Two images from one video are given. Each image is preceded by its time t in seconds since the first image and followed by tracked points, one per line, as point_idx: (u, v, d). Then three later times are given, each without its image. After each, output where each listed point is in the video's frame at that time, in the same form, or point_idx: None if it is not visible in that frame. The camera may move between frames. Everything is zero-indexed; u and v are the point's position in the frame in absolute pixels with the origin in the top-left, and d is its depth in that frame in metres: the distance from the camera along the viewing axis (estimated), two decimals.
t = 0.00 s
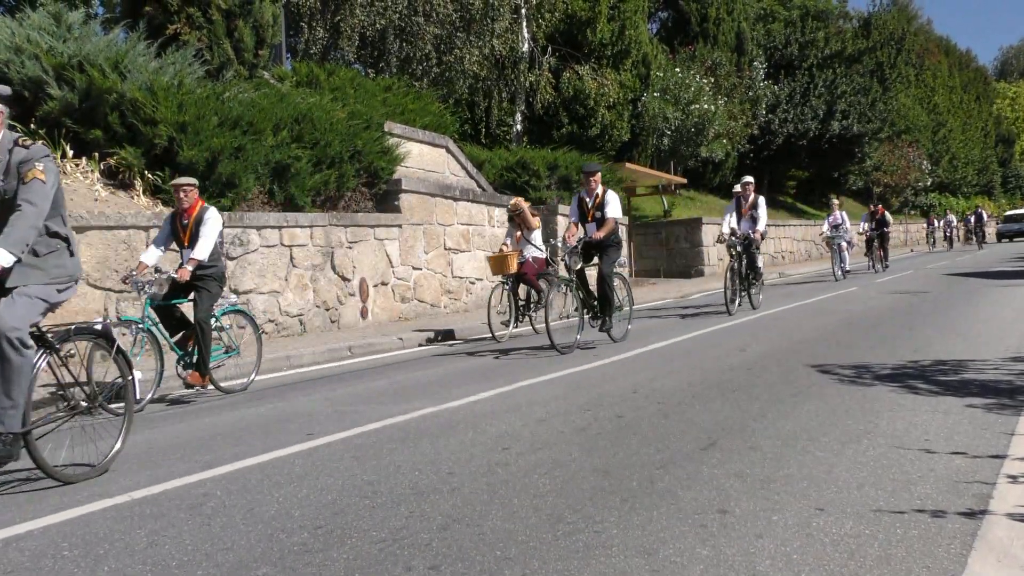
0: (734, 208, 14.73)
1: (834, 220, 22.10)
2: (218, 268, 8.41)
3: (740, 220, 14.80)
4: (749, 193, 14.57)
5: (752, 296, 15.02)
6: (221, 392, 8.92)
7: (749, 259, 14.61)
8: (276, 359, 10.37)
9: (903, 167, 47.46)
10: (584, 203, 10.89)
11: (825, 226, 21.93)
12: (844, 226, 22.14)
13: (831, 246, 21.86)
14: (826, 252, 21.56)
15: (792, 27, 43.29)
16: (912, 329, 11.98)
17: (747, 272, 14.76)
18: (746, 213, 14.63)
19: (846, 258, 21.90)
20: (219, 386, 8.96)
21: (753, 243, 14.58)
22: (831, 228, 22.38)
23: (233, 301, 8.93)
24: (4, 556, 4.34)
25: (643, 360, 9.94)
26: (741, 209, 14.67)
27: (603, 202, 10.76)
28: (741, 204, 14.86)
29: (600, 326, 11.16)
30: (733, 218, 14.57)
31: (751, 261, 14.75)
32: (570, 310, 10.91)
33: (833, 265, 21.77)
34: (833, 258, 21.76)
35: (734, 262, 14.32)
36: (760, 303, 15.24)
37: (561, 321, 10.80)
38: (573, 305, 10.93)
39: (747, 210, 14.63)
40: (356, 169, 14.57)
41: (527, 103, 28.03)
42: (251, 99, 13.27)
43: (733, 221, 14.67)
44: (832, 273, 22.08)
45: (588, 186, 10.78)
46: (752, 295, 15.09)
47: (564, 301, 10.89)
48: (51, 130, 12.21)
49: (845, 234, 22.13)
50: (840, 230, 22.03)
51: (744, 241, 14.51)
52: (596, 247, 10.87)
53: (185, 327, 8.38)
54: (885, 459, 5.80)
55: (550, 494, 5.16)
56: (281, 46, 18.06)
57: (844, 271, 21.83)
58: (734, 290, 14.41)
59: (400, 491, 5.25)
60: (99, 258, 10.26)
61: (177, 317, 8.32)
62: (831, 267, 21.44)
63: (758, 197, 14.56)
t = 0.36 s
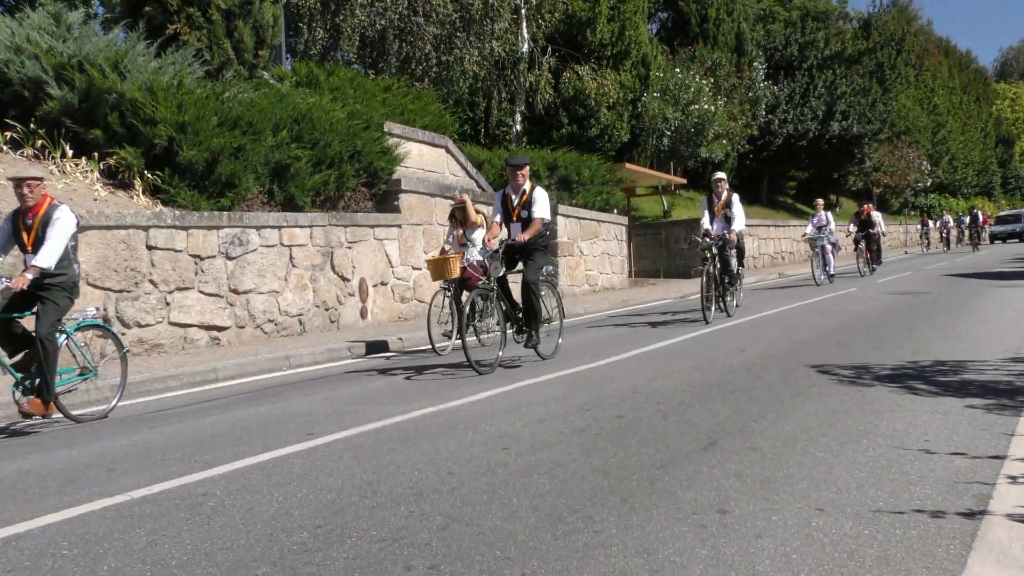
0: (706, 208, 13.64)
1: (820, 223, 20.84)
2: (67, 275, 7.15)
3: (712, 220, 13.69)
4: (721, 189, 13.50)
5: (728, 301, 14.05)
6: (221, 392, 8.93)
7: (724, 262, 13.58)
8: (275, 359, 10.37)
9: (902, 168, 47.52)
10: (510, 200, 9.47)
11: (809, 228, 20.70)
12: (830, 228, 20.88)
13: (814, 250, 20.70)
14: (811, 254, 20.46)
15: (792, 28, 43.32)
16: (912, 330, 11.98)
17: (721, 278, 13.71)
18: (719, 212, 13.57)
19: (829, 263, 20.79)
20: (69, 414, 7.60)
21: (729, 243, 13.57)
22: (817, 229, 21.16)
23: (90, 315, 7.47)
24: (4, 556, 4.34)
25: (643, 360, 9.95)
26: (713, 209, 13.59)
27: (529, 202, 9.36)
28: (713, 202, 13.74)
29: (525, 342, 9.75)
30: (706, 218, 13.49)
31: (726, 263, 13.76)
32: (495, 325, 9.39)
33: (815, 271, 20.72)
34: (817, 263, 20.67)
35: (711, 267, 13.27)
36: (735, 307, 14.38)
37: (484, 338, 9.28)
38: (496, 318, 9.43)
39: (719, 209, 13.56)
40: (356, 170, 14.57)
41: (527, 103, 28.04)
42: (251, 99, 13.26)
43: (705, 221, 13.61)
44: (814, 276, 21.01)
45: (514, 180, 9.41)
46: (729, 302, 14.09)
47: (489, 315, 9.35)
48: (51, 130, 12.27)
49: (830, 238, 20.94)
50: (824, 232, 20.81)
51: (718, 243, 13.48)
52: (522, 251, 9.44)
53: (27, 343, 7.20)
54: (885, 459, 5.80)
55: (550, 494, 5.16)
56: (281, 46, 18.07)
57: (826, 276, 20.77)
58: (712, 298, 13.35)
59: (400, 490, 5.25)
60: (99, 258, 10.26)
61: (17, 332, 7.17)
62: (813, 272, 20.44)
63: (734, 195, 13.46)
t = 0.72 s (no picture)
0: (672, 206, 12.67)
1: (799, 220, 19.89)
2: None
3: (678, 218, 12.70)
4: (688, 185, 12.51)
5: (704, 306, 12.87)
6: (221, 390, 8.92)
7: (695, 264, 12.44)
8: (275, 357, 10.36)
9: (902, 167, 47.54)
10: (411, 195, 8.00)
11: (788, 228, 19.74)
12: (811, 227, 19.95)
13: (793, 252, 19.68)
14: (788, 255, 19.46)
15: (793, 27, 43.34)
16: (912, 330, 11.97)
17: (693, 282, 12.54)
18: (687, 209, 12.57)
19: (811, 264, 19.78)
20: None
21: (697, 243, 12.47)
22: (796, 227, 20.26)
23: None
24: (3, 554, 4.33)
25: (643, 360, 9.93)
26: (680, 206, 12.59)
27: (432, 198, 7.88)
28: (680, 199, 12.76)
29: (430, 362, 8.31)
30: (673, 218, 12.50)
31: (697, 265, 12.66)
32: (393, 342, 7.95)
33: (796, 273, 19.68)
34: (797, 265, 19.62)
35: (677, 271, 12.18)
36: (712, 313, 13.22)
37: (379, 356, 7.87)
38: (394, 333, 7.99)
39: (687, 206, 12.54)
40: (356, 168, 14.55)
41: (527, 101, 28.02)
42: (251, 96, 13.25)
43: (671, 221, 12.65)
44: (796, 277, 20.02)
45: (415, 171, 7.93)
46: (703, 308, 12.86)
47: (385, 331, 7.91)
48: (51, 127, 12.27)
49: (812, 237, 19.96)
50: (804, 231, 19.87)
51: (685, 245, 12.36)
52: (425, 253, 8.06)
53: None
54: (885, 459, 5.80)
55: (550, 493, 5.16)
56: (282, 44, 18.06)
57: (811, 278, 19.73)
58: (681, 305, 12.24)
59: (400, 489, 5.24)
60: (99, 255, 10.25)
61: None
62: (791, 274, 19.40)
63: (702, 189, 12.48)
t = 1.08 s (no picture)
0: (630, 207, 11.60)
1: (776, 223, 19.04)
2: None
3: (637, 221, 11.60)
4: (646, 184, 11.44)
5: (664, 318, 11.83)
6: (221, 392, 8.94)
7: (651, 271, 11.48)
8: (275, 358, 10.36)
9: (902, 169, 47.60)
10: (274, 195, 6.99)
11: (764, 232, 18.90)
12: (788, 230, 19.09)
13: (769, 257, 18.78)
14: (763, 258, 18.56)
15: (793, 28, 43.22)
16: (911, 332, 11.98)
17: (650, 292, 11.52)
18: (645, 210, 11.53)
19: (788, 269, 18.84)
20: None
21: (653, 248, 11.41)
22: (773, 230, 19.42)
23: None
24: (3, 555, 4.34)
25: (643, 362, 9.93)
26: (637, 207, 11.56)
27: (296, 198, 6.87)
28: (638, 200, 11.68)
29: (293, 393, 7.12)
30: (629, 220, 11.44)
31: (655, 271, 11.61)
32: (245, 369, 6.79)
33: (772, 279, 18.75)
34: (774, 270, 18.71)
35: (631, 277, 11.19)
36: (674, 324, 12.16)
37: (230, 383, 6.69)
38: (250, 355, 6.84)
39: (645, 206, 11.49)
40: (356, 170, 14.57)
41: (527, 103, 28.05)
42: (251, 98, 13.27)
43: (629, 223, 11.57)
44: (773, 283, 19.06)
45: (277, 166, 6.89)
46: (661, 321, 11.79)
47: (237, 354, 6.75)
48: (51, 129, 12.29)
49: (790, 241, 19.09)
50: (781, 234, 19.03)
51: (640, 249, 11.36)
52: (291, 263, 7.01)
53: None
54: (884, 461, 5.82)
55: (549, 495, 5.17)
56: (282, 46, 18.07)
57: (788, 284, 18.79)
58: (637, 316, 11.26)
59: (399, 491, 5.25)
60: (99, 257, 10.26)
61: None
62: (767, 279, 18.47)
63: (663, 190, 11.36)
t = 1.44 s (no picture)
0: (571, 208, 10.16)
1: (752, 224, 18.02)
2: None
3: (580, 224, 10.14)
4: (589, 180, 10.01)
5: (612, 333, 10.61)
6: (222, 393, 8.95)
7: (594, 279, 10.08)
8: (275, 360, 10.36)
9: (902, 170, 47.63)
10: (80, 189, 5.71)
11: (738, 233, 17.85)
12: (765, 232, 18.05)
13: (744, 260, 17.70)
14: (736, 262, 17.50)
15: (792, 30, 43.22)
16: (911, 333, 11.97)
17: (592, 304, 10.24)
18: (587, 211, 10.06)
19: (764, 273, 17.74)
20: None
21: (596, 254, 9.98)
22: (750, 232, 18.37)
23: None
24: (3, 558, 4.33)
25: (642, 363, 9.92)
26: (579, 208, 10.12)
27: (104, 193, 5.59)
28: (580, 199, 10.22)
29: (99, 439, 5.72)
30: (569, 224, 10.00)
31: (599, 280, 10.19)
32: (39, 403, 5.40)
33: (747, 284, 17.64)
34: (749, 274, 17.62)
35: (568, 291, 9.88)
36: (620, 339, 10.77)
37: (16, 423, 5.32)
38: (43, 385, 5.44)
39: (587, 207, 10.04)
40: (356, 172, 14.57)
41: (527, 105, 28.08)
42: (250, 100, 13.28)
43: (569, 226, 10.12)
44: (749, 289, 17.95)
45: (79, 154, 5.61)
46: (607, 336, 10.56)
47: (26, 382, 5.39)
48: (50, 131, 12.31)
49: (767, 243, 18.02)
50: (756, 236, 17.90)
51: (580, 257, 9.97)
52: (101, 273, 5.76)
53: None
54: (885, 462, 5.82)
55: (549, 496, 5.16)
56: (281, 49, 18.08)
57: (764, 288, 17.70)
58: (578, 333, 10.03)
59: (399, 493, 5.25)
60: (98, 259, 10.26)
61: None
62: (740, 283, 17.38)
63: (609, 187, 9.92)
